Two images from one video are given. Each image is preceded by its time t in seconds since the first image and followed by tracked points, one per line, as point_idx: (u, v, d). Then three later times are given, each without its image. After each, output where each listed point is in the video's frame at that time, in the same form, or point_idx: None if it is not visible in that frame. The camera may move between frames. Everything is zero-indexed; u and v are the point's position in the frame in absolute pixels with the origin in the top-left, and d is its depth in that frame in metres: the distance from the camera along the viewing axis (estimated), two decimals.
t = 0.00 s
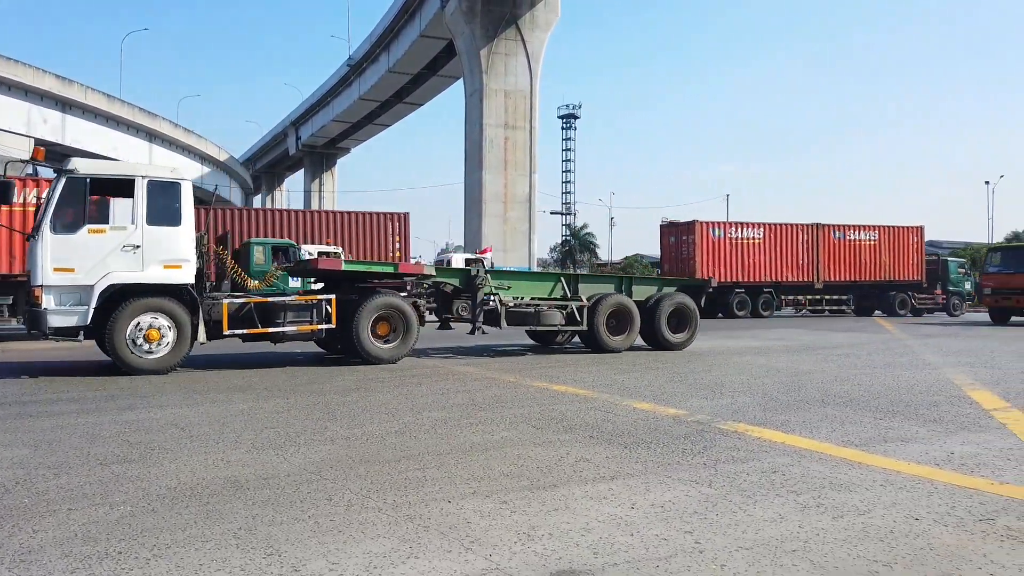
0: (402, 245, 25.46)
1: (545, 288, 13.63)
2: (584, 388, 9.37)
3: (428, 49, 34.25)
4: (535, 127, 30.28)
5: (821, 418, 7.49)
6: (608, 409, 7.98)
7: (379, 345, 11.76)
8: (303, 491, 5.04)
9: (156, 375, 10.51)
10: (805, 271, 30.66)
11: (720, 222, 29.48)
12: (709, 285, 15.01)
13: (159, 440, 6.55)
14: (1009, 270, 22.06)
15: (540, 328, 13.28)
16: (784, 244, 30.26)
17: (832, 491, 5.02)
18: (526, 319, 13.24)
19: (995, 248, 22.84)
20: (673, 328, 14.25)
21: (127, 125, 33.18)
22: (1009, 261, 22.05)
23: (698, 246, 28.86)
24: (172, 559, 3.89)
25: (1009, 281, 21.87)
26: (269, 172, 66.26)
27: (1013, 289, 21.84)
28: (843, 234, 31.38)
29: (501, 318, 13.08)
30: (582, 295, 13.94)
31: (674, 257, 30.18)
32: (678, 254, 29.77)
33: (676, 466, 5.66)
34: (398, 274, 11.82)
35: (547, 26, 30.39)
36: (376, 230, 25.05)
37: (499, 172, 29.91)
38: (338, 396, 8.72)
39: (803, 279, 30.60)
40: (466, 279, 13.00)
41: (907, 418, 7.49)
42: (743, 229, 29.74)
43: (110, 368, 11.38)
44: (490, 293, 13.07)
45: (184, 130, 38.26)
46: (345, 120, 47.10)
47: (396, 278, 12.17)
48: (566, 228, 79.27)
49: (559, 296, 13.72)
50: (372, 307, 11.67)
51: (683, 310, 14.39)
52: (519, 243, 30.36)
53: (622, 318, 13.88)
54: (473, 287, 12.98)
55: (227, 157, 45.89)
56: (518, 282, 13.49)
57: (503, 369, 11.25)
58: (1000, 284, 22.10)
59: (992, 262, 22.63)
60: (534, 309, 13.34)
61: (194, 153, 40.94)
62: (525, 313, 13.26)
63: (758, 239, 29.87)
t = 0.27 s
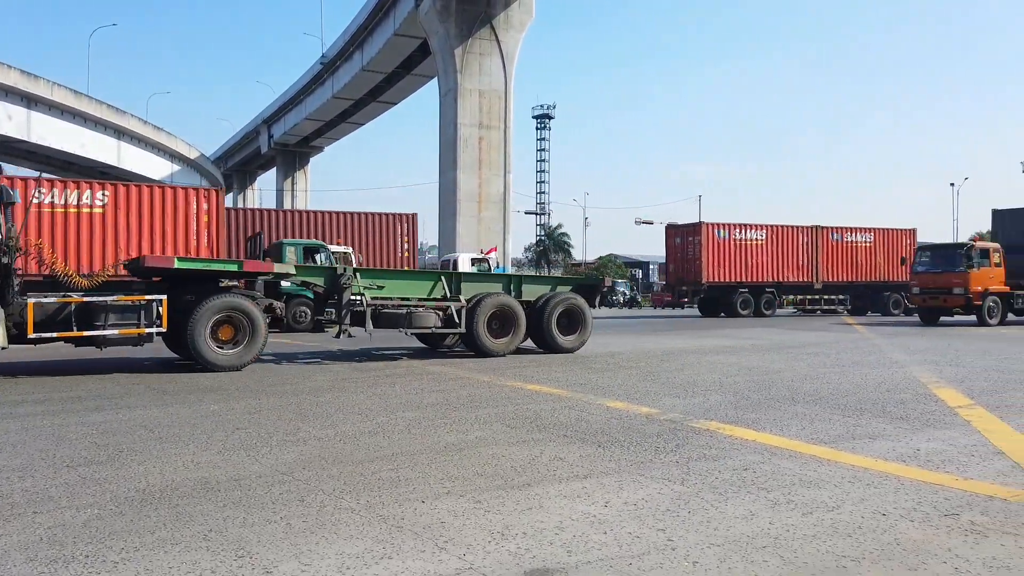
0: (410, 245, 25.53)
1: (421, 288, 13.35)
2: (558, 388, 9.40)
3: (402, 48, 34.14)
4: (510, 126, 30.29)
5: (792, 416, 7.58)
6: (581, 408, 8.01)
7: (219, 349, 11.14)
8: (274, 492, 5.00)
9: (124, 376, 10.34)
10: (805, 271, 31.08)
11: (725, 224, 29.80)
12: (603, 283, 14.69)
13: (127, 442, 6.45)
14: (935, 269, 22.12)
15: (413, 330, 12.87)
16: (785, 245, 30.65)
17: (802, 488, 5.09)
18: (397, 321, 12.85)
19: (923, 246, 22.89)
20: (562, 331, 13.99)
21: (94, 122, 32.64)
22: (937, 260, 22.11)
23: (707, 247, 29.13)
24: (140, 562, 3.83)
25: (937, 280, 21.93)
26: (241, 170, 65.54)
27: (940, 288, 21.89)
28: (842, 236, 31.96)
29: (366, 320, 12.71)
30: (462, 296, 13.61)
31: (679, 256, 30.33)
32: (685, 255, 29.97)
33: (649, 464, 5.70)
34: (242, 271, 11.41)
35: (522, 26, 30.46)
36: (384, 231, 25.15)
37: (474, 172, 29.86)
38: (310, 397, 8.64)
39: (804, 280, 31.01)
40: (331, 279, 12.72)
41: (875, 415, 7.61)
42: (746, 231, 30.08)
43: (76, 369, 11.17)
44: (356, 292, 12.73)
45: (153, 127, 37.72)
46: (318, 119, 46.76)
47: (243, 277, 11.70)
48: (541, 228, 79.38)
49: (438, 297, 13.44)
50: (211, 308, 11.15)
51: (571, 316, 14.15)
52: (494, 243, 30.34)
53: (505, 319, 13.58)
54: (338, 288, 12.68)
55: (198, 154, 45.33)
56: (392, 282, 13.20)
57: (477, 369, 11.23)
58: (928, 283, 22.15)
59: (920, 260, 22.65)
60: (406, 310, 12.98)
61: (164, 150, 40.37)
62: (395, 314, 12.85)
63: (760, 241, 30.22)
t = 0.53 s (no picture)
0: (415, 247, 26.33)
1: (282, 286, 12.11)
2: (531, 387, 9.42)
3: (375, 46, 33.99)
4: (483, 126, 30.27)
5: (762, 413, 7.67)
6: (554, 407, 8.03)
7: (22, 353, 9.92)
8: (244, 493, 4.95)
9: (90, 377, 10.16)
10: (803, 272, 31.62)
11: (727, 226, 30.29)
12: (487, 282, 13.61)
13: (93, 444, 6.34)
14: (861, 268, 21.61)
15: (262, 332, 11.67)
16: (783, 246, 31.19)
17: (771, 485, 5.16)
18: (245, 321, 11.59)
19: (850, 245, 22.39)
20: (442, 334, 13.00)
21: (60, 118, 32.05)
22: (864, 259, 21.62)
23: (710, 248, 29.57)
24: (107, 565, 3.77)
25: (863, 279, 21.42)
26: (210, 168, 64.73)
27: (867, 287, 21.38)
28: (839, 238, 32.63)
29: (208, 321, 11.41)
30: (326, 296, 12.42)
31: (682, 258, 30.96)
32: (688, 256, 30.48)
33: (622, 462, 5.73)
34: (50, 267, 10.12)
35: (495, 26, 30.50)
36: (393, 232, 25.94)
37: (448, 171, 29.78)
38: (281, 397, 8.56)
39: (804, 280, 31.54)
40: (170, 278, 11.39)
41: (842, 413, 7.73)
42: (747, 232, 30.56)
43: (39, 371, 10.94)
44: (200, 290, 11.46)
45: (121, 124, 37.12)
46: (290, 116, 46.34)
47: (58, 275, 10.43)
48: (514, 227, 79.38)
49: (299, 296, 12.21)
50: (13, 308, 9.89)
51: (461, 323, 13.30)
52: (468, 242, 30.30)
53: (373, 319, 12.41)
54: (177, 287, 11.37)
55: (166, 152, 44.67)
56: (245, 279, 11.92)
57: (451, 369, 11.21)
58: (854, 282, 21.63)
59: (846, 260, 22.14)
60: (256, 311, 11.74)
61: (131, 148, 39.73)
62: (246, 314, 11.61)
63: (761, 242, 30.70)
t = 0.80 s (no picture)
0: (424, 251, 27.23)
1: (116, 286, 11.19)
2: (508, 387, 9.42)
3: (351, 45, 33.81)
4: (460, 126, 30.23)
5: (737, 412, 7.74)
6: (531, 407, 8.04)
7: None
8: (219, 496, 4.90)
9: (60, 379, 9.99)
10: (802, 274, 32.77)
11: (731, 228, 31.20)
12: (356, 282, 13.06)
13: (63, 446, 6.24)
14: (794, 267, 20.99)
15: (85, 338, 10.60)
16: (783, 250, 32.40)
17: (745, 483, 5.21)
18: (65, 326, 10.52)
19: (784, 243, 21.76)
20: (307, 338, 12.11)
21: (29, 116, 31.52)
22: (795, 258, 21.01)
23: (716, 249, 30.39)
24: (77, 570, 3.72)
25: (795, 279, 20.81)
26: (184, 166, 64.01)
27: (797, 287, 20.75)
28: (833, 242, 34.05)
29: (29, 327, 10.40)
30: (170, 297, 11.57)
31: (688, 259, 31.58)
32: (694, 257, 31.13)
33: (598, 461, 5.76)
34: None
35: (472, 26, 30.49)
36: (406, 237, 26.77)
37: (425, 171, 29.69)
38: (256, 398, 8.49)
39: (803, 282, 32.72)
40: None
41: (815, 411, 7.82)
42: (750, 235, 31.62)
43: (8, 372, 10.75)
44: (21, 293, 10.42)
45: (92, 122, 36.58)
46: (265, 115, 45.94)
47: None
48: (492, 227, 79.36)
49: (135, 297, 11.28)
50: None
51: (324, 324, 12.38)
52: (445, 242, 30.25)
53: (221, 323, 11.48)
54: None
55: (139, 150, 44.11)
56: (71, 277, 10.91)
57: (428, 369, 11.19)
58: (786, 282, 21.04)
59: (779, 258, 21.53)
60: (79, 314, 10.70)
61: (103, 146, 39.17)
62: (65, 317, 10.52)
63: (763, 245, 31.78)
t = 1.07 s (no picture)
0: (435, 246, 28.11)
1: None
2: (489, 386, 9.42)
3: (332, 44, 33.64)
4: (441, 125, 30.18)
5: (717, 411, 7.79)
6: (512, 407, 8.04)
7: None
8: (197, 497, 4.85)
9: (34, 380, 9.86)
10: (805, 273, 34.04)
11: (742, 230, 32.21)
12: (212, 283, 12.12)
13: (39, 448, 6.15)
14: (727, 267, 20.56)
15: None
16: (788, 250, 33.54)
17: (725, 481, 5.25)
18: None
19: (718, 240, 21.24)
20: (147, 343, 10.86)
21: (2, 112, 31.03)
22: (729, 257, 20.57)
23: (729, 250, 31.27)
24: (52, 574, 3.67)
25: (728, 278, 20.40)
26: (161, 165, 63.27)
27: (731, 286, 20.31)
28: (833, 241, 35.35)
29: None
30: None
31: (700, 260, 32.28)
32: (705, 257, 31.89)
33: (579, 461, 5.78)
34: None
35: (453, 25, 30.45)
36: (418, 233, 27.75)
37: (406, 170, 29.60)
38: (236, 399, 8.43)
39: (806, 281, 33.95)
40: None
41: (793, 410, 7.89)
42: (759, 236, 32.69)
43: None
44: None
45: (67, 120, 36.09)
46: (244, 113, 45.55)
47: None
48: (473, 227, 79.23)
49: None
50: None
51: (188, 339, 11.39)
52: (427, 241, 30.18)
53: (38, 326, 10.22)
54: None
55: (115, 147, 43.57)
56: None
57: (409, 369, 11.17)
58: (719, 281, 20.62)
59: (714, 257, 21.07)
60: None
61: (78, 144, 38.67)
62: None
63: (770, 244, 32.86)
